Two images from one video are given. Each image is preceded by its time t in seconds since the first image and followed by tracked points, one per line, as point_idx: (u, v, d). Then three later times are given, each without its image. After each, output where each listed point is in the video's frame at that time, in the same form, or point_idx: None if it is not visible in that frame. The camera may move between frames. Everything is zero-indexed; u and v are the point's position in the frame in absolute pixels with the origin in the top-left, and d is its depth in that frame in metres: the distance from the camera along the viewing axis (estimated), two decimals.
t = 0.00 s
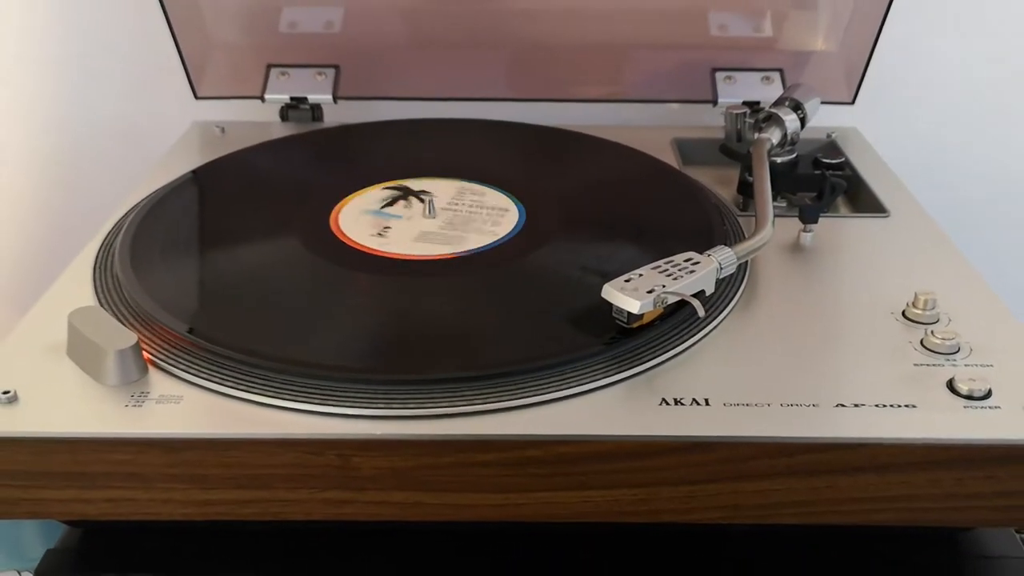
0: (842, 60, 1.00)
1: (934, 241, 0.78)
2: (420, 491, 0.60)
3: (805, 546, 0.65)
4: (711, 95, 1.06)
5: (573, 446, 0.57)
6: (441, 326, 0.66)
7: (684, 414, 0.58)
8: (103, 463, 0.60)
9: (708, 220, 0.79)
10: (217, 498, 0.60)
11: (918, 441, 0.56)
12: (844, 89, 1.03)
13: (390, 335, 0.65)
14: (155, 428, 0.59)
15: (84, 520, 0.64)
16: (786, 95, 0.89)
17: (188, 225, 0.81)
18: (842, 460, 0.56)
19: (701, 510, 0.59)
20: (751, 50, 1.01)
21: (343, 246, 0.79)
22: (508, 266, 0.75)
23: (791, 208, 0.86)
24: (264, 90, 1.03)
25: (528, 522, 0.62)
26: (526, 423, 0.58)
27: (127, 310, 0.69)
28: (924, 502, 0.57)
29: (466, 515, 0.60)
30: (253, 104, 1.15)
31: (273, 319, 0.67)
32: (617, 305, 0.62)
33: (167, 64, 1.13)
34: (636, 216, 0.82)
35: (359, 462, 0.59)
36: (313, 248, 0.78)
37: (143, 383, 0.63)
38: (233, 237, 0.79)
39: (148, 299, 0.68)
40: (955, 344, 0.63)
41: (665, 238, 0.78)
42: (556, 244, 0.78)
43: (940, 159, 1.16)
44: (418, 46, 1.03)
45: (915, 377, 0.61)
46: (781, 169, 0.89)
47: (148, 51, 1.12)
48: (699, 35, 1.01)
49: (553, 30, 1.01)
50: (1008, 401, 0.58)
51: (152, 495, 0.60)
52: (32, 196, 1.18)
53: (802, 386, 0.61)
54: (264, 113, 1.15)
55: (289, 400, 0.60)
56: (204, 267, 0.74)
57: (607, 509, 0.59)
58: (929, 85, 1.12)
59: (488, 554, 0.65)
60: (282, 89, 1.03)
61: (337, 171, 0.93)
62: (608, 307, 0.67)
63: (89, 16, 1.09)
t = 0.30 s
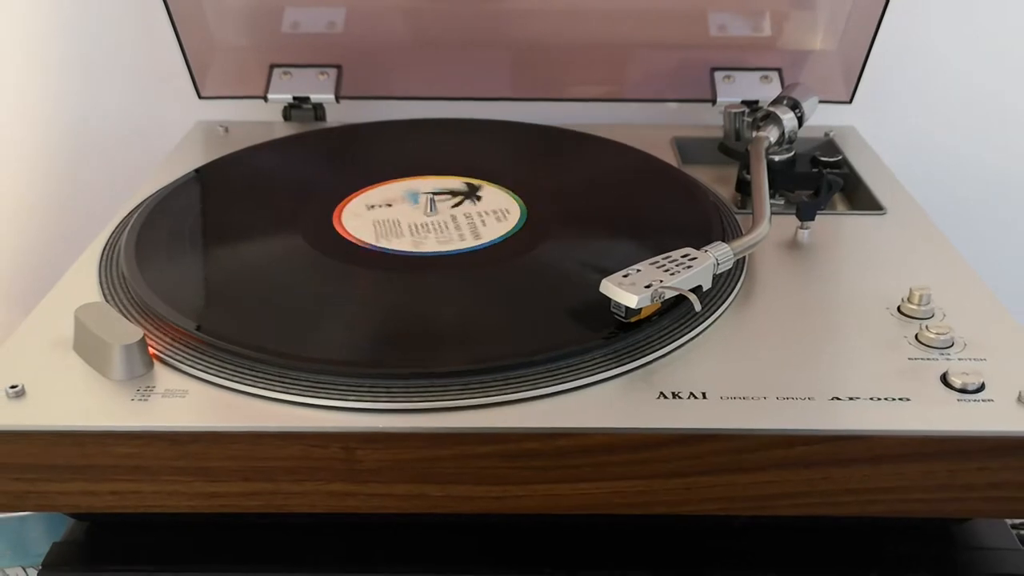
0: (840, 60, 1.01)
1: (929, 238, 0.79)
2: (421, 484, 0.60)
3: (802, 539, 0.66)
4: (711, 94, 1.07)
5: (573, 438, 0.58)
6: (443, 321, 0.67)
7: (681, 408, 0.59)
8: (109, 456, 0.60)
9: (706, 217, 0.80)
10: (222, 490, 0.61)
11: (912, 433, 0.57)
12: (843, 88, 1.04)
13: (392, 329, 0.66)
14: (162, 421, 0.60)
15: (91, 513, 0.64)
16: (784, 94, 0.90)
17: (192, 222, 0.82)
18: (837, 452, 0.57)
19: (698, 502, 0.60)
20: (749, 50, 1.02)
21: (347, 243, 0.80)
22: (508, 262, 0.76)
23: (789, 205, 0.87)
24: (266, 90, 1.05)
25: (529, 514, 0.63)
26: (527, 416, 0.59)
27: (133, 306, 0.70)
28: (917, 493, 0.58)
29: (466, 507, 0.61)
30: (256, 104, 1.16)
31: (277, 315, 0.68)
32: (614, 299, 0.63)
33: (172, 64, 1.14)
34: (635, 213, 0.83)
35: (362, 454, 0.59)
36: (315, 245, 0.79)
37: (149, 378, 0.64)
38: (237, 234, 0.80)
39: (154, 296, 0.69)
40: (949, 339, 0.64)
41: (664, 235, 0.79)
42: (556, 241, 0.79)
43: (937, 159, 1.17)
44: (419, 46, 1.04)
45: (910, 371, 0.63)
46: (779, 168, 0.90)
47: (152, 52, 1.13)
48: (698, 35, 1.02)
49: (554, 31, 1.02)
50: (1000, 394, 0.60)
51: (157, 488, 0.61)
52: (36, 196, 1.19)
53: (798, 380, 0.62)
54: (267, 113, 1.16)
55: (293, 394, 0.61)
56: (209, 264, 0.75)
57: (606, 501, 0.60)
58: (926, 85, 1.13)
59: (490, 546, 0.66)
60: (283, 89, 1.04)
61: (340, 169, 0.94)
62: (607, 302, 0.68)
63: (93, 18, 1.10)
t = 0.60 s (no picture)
0: (839, 57, 1.02)
1: (926, 233, 0.80)
2: (421, 475, 0.61)
3: (800, 531, 0.67)
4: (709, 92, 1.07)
5: (571, 430, 0.59)
6: (442, 315, 0.67)
7: (678, 399, 0.60)
8: (111, 448, 0.61)
9: (704, 213, 0.81)
10: (223, 482, 0.62)
11: (906, 425, 0.58)
12: (841, 85, 1.05)
13: (392, 322, 0.66)
14: (164, 413, 0.60)
15: (93, 505, 0.65)
16: (782, 91, 0.91)
17: (193, 217, 0.82)
18: (831, 443, 0.58)
19: (696, 494, 0.60)
20: (748, 47, 1.03)
21: (347, 237, 0.81)
22: (508, 257, 0.76)
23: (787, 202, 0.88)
24: (268, 87, 1.05)
25: (527, 506, 0.64)
26: (525, 408, 0.60)
27: (135, 299, 0.70)
28: (912, 484, 0.59)
29: (464, 498, 0.62)
30: (257, 101, 1.16)
31: (278, 308, 0.69)
32: (612, 292, 0.64)
33: (173, 62, 1.14)
34: (634, 209, 0.84)
35: (363, 446, 0.60)
36: (316, 240, 0.80)
37: (151, 371, 0.64)
38: (238, 229, 0.80)
39: (156, 290, 0.70)
40: (944, 333, 0.65)
41: (663, 230, 0.80)
42: (555, 236, 0.80)
43: (936, 157, 1.17)
44: (419, 43, 1.05)
45: (905, 364, 0.63)
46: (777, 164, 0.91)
47: (155, 50, 1.14)
48: (697, 32, 1.02)
49: (553, 28, 1.03)
50: (994, 386, 0.60)
51: (159, 480, 0.62)
52: (39, 193, 1.19)
53: (795, 373, 0.62)
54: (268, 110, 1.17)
55: (292, 385, 0.61)
56: (210, 258, 0.76)
57: (604, 493, 0.61)
58: (925, 83, 1.13)
59: (490, 538, 0.67)
60: (284, 86, 1.05)
61: (341, 165, 0.94)
62: (605, 296, 0.69)
63: (96, 16, 1.11)
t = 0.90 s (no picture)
0: (838, 54, 1.02)
1: (925, 230, 0.80)
2: (423, 469, 0.61)
3: (799, 526, 0.67)
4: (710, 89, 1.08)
5: (572, 424, 0.59)
6: (444, 310, 0.68)
7: (678, 394, 0.60)
8: (115, 442, 0.61)
9: (704, 210, 0.81)
10: (226, 477, 0.62)
11: (904, 419, 0.58)
12: (840, 82, 1.05)
13: (393, 318, 0.67)
14: (167, 408, 0.61)
15: (97, 499, 0.65)
16: (781, 88, 0.91)
17: (196, 213, 0.83)
18: (830, 437, 0.59)
19: (696, 487, 0.61)
20: (748, 44, 1.03)
21: (349, 234, 0.81)
22: (509, 253, 0.77)
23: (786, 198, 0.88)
24: (270, 84, 1.06)
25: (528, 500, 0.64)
26: (526, 402, 0.60)
27: (138, 295, 0.71)
28: (910, 478, 0.60)
29: (466, 492, 0.62)
30: (259, 98, 1.17)
31: (280, 303, 0.69)
32: (612, 289, 0.65)
33: (176, 60, 1.15)
34: (635, 205, 0.84)
35: (365, 441, 0.60)
36: (318, 237, 0.80)
37: (154, 366, 0.65)
38: (240, 225, 0.81)
39: (159, 285, 0.70)
40: (943, 328, 0.66)
41: (663, 227, 0.80)
42: (556, 232, 0.80)
43: (937, 153, 1.18)
44: (421, 40, 1.05)
45: (903, 359, 0.64)
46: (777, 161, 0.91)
47: (157, 48, 1.14)
48: (697, 30, 1.03)
49: (554, 25, 1.03)
50: (992, 381, 0.61)
51: (163, 474, 0.62)
52: (43, 191, 1.20)
53: (794, 369, 0.63)
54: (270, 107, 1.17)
55: (295, 380, 0.62)
56: (212, 254, 0.76)
57: (605, 487, 0.61)
58: (924, 80, 1.14)
59: (491, 533, 0.67)
60: (285, 84, 1.05)
61: (342, 162, 0.95)
62: (606, 292, 0.69)
63: (98, 14, 1.11)
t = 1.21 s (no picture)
0: (838, 55, 1.02)
1: (924, 230, 0.80)
2: (424, 469, 0.62)
3: (799, 525, 0.67)
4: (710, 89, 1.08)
5: (573, 424, 0.59)
6: (445, 310, 0.68)
7: (678, 394, 0.61)
8: (117, 442, 0.61)
9: (704, 210, 0.81)
10: (228, 476, 0.63)
11: (904, 419, 0.58)
12: (840, 83, 1.05)
13: (395, 318, 0.67)
14: (170, 407, 0.61)
15: (100, 498, 0.66)
16: (781, 89, 0.92)
17: (198, 213, 0.83)
18: (830, 437, 0.59)
19: (696, 487, 0.61)
20: (749, 44, 1.03)
21: (350, 234, 0.81)
22: (510, 253, 0.77)
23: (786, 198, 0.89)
24: (271, 84, 1.06)
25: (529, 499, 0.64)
26: (528, 402, 0.60)
27: (140, 295, 0.71)
28: (909, 478, 0.60)
29: (467, 492, 0.63)
30: (260, 99, 1.17)
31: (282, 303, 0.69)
32: (612, 289, 0.65)
33: (177, 60, 1.15)
34: (635, 206, 0.84)
35: (367, 440, 0.61)
36: (319, 237, 0.80)
37: (156, 365, 0.65)
38: (242, 225, 0.81)
39: (161, 286, 0.71)
40: (942, 328, 0.66)
41: (664, 227, 0.80)
42: (557, 232, 0.80)
43: (937, 154, 1.18)
44: (422, 41, 1.05)
45: (903, 359, 0.64)
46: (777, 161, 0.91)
47: (158, 48, 1.14)
48: (697, 31, 1.03)
49: (554, 26, 1.04)
50: (991, 380, 0.61)
51: (165, 473, 0.62)
52: (46, 192, 1.20)
53: (794, 368, 0.63)
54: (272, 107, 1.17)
55: (296, 380, 0.62)
56: (214, 254, 0.77)
57: (605, 487, 0.62)
58: (924, 81, 1.14)
59: (492, 532, 0.67)
60: (287, 84, 1.06)
61: (344, 162, 0.95)
62: (607, 292, 0.69)
63: (100, 15, 1.12)
